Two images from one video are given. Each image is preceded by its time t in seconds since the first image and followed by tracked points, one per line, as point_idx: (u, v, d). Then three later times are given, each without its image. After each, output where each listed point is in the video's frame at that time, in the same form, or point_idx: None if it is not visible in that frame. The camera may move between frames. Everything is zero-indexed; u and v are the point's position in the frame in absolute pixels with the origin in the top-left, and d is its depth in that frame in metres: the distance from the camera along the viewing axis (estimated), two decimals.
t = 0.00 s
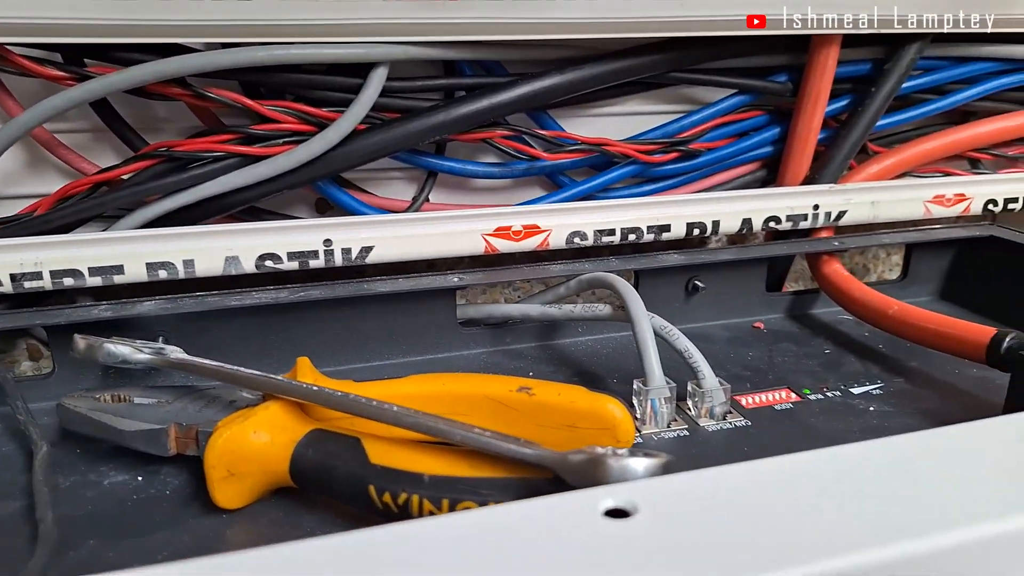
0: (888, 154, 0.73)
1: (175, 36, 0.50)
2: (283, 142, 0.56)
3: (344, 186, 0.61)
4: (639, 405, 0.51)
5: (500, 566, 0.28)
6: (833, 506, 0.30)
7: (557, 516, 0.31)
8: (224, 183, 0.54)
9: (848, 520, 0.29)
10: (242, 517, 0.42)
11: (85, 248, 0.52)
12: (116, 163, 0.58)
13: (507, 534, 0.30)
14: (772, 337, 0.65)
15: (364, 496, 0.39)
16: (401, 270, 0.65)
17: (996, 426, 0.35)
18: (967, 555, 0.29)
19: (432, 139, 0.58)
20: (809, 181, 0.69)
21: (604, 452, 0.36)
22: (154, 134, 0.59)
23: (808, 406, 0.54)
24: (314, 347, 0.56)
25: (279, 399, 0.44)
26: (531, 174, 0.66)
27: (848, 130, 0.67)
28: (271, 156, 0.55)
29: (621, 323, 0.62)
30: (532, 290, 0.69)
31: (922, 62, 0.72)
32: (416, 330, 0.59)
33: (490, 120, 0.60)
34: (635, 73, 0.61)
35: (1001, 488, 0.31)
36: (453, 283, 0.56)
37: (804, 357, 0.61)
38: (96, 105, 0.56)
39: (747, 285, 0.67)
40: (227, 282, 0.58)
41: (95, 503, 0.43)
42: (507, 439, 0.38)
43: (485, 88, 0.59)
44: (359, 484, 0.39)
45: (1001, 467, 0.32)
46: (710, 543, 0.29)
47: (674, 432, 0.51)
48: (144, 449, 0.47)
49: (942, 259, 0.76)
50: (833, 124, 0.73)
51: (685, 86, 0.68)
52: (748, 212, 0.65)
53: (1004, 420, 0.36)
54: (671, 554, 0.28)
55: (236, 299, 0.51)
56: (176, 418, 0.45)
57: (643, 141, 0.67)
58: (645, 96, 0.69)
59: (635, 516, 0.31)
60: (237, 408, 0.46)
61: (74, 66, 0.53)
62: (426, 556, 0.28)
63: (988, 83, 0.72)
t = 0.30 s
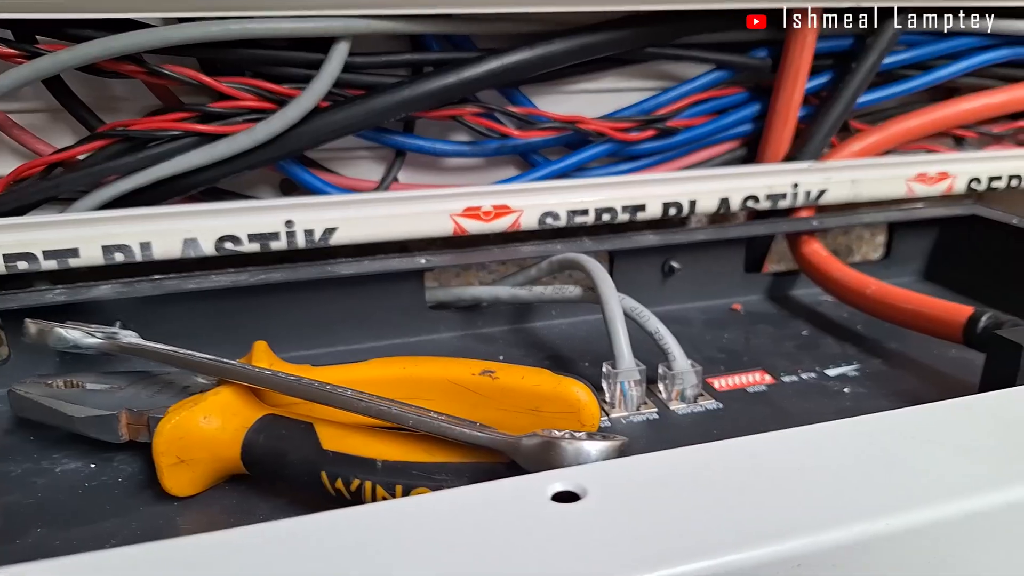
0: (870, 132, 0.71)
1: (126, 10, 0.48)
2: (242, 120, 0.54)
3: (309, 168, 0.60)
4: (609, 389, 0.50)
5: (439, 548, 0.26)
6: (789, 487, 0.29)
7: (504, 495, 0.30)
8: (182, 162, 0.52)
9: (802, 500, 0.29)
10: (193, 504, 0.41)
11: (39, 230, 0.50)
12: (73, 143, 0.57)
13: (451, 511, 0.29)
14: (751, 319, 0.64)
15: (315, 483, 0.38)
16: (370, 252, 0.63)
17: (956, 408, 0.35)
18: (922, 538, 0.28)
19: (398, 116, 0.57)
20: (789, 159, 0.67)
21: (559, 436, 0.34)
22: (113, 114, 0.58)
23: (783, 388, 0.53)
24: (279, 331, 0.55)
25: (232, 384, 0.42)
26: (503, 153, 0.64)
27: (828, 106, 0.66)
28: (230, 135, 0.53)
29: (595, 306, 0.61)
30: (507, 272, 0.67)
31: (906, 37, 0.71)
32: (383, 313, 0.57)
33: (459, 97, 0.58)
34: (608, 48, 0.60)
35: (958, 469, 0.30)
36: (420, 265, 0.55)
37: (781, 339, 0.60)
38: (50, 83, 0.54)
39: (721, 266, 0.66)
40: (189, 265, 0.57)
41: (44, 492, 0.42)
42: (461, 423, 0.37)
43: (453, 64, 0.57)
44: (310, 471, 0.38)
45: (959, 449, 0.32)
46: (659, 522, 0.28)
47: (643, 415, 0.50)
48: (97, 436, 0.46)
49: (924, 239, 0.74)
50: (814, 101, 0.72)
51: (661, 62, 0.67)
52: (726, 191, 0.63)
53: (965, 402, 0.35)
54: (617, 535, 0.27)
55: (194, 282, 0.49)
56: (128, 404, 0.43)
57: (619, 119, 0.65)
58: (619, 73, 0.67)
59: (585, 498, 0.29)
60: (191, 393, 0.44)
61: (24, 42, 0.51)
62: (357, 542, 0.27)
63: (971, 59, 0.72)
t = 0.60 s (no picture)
0: (857, 119, 0.70)
1: None
2: (214, 105, 0.54)
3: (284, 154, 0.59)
4: (585, 379, 0.49)
5: (388, 533, 0.26)
6: (752, 478, 0.29)
7: (460, 481, 0.29)
8: (153, 147, 0.51)
9: (764, 491, 0.28)
10: (158, 494, 0.40)
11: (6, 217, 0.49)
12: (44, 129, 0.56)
13: (406, 500, 0.28)
14: (733, 308, 0.64)
15: (279, 473, 0.37)
16: (348, 240, 0.62)
17: (925, 398, 0.34)
18: (885, 530, 0.28)
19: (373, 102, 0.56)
20: (775, 146, 0.66)
21: (522, 425, 0.33)
22: (84, 99, 0.57)
23: (762, 378, 0.52)
24: (252, 320, 0.54)
25: (197, 374, 0.42)
26: (483, 140, 0.63)
27: (813, 93, 0.65)
28: (202, 120, 0.52)
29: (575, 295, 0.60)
30: (488, 261, 0.66)
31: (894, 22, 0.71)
32: (359, 302, 0.57)
33: (436, 82, 0.57)
34: (590, 33, 0.59)
35: (924, 459, 0.30)
36: (396, 253, 0.54)
37: (763, 329, 0.60)
38: (17, 67, 0.53)
39: (705, 255, 0.66)
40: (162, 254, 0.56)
41: (7, 483, 0.41)
42: (427, 414, 0.36)
43: (430, 48, 0.56)
44: (274, 461, 0.37)
45: (926, 439, 0.31)
46: (616, 510, 0.27)
47: (619, 406, 0.49)
48: (64, 426, 0.45)
49: (912, 228, 0.74)
50: (800, 88, 0.71)
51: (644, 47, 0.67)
52: (708, 178, 0.62)
53: (935, 392, 0.35)
54: (572, 524, 0.26)
55: (164, 270, 0.48)
56: (92, 394, 0.43)
57: (601, 106, 0.64)
58: (601, 58, 0.67)
59: (543, 488, 0.28)
60: (157, 381, 0.44)
61: None
62: (303, 523, 0.26)
63: (960, 45, 0.72)
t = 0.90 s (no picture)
0: (848, 118, 0.71)
1: None
2: (201, 104, 0.53)
3: (273, 153, 0.59)
4: (574, 379, 0.49)
5: (369, 534, 0.25)
6: (735, 479, 0.29)
7: (443, 481, 0.29)
8: (139, 147, 0.51)
9: (747, 492, 0.28)
10: (144, 496, 0.40)
11: None
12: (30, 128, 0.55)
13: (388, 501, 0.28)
14: (723, 308, 0.64)
15: (264, 475, 0.37)
16: (338, 240, 0.62)
17: (911, 398, 0.34)
18: (868, 531, 0.28)
19: (361, 100, 0.56)
20: (765, 145, 0.66)
21: (509, 426, 0.33)
22: (71, 99, 0.57)
23: (751, 377, 0.52)
24: (240, 320, 0.54)
25: (183, 376, 0.42)
26: (472, 139, 0.63)
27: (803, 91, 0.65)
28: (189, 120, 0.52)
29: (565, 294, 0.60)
30: (479, 260, 0.66)
31: (884, 21, 0.71)
32: (347, 302, 0.57)
33: (425, 81, 0.57)
34: (579, 31, 0.59)
35: (908, 460, 0.30)
36: (385, 253, 0.54)
37: (753, 328, 0.60)
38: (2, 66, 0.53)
39: (695, 254, 0.66)
40: (150, 254, 0.56)
41: None
42: (412, 414, 0.36)
43: (419, 47, 0.56)
44: (259, 463, 0.37)
45: (911, 440, 0.31)
46: (598, 512, 0.27)
47: (609, 406, 0.48)
48: (50, 427, 0.45)
49: (902, 227, 0.74)
50: (791, 87, 0.71)
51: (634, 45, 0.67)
52: (698, 177, 0.62)
53: (922, 392, 0.35)
54: (554, 526, 0.26)
55: (151, 270, 0.48)
56: (77, 395, 0.43)
57: (591, 105, 0.64)
58: (591, 57, 0.67)
59: (527, 490, 0.28)
60: (143, 383, 0.44)
61: None
62: (282, 524, 0.26)
63: (950, 44, 0.72)
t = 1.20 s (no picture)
0: (844, 121, 0.71)
1: None
2: (199, 106, 0.54)
3: (270, 155, 0.59)
4: (571, 381, 0.49)
5: (368, 536, 0.26)
6: (731, 481, 0.29)
7: (440, 483, 0.29)
8: (137, 149, 0.51)
9: (743, 494, 0.28)
10: (142, 498, 0.40)
11: None
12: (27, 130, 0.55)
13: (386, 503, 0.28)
14: (719, 309, 0.64)
15: (262, 478, 0.37)
16: (335, 242, 0.62)
17: (906, 400, 0.34)
18: (863, 533, 0.28)
19: (359, 103, 0.56)
20: (761, 147, 0.67)
21: (506, 428, 0.33)
22: (68, 100, 0.57)
23: (746, 379, 0.52)
24: (238, 322, 0.54)
25: (180, 378, 0.42)
26: (469, 141, 0.63)
27: (798, 94, 0.65)
28: (186, 122, 0.52)
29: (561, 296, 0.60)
30: (476, 262, 0.67)
31: (880, 25, 0.72)
32: (344, 304, 0.57)
33: (423, 83, 0.57)
34: (576, 34, 0.59)
35: (902, 462, 0.30)
36: (382, 255, 0.54)
37: (749, 330, 0.60)
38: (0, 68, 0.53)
39: (691, 256, 0.66)
40: (147, 255, 0.56)
41: None
42: (410, 417, 0.36)
43: (417, 49, 0.56)
44: (256, 465, 0.37)
45: (906, 442, 0.31)
46: (594, 513, 0.27)
47: (605, 408, 0.48)
48: (47, 429, 0.45)
49: (897, 230, 0.74)
50: (786, 89, 0.72)
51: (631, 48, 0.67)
52: (695, 180, 0.63)
53: (917, 394, 0.35)
54: (551, 528, 0.26)
55: (148, 272, 0.48)
56: (75, 396, 0.43)
57: (588, 107, 0.64)
58: (588, 59, 0.67)
59: (525, 492, 0.28)
60: (140, 384, 0.43)
61: None
62: (280, 526, 0.26)
63: (944, 47, 0.73)
